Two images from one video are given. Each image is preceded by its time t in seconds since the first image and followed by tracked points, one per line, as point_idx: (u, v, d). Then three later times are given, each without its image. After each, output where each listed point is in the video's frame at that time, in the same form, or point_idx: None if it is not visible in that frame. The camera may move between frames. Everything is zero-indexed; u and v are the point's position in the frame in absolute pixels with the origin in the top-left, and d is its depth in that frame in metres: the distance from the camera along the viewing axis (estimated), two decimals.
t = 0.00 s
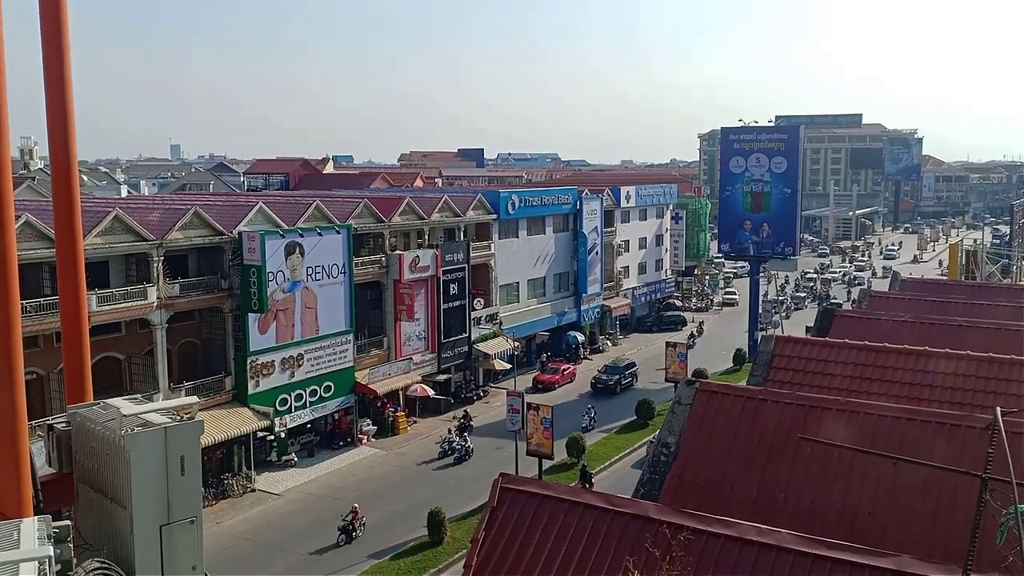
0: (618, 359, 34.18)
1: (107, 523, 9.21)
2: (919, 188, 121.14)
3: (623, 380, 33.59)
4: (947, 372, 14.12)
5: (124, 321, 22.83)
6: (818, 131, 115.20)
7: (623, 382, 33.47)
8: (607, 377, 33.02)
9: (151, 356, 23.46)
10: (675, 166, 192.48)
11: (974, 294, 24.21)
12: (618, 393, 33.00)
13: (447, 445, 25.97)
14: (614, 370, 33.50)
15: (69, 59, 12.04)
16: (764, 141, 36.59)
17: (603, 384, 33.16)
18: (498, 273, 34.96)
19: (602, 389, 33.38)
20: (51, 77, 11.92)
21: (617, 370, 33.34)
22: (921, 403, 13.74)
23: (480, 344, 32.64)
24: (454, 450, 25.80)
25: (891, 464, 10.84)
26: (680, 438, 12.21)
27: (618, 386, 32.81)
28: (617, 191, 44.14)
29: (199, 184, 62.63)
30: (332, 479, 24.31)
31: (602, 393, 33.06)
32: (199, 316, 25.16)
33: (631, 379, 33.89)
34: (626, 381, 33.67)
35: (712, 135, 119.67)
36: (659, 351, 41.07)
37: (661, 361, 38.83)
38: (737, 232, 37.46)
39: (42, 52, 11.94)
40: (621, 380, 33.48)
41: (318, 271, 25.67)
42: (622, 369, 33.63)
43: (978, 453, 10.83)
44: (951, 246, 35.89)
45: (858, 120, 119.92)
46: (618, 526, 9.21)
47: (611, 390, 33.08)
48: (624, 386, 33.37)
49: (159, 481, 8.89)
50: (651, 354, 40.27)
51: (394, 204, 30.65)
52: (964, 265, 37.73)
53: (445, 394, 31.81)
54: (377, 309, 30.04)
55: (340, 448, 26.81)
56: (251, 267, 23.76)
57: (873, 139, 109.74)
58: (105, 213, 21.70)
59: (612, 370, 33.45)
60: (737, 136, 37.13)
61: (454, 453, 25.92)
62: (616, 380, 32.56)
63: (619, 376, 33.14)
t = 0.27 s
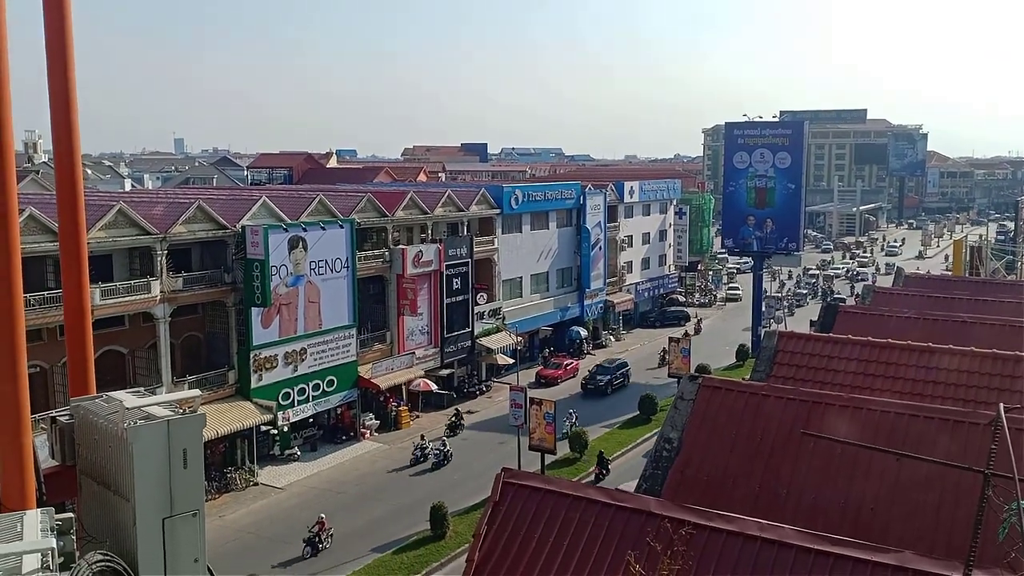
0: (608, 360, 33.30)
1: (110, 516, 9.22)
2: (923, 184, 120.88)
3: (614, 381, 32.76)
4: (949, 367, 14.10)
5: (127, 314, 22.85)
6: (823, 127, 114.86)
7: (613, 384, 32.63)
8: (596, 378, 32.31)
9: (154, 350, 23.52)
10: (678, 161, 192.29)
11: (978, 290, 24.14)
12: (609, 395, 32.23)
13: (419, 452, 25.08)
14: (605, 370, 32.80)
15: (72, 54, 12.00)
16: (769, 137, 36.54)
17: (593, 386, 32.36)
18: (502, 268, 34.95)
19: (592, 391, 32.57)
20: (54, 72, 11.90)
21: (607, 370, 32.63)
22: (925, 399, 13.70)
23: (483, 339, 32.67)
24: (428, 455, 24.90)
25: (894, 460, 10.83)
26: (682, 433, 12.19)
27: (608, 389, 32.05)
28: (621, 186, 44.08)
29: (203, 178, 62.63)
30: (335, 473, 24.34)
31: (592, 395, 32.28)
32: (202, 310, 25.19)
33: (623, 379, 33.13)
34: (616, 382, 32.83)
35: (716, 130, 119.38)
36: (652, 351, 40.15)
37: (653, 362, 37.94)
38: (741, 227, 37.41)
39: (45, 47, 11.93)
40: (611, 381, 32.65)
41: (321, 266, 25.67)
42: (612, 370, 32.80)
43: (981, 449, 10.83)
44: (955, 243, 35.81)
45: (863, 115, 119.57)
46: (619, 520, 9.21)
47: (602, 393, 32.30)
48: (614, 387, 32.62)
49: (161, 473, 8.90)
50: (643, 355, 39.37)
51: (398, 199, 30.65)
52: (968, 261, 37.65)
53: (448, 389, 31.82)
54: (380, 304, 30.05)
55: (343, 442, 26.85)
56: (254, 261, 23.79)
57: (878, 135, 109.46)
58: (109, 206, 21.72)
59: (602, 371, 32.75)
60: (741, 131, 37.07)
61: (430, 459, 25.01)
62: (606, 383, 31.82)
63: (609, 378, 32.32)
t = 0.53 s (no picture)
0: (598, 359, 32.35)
1: (114, 506, 9.25)
2: (929, 178, 120.51)
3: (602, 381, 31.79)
4: (955, 361, 14.07)
5: (132, 306, 22.89)
6: (828, 120, 114.53)
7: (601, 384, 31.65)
8: (585, 377, 31.36)
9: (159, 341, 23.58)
10: (683, 154, 191.89)
11: (983, 283, 24.07)
12: (597, 395, 31.30)
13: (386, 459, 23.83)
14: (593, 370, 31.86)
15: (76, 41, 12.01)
16: (774, 130, 36.43)
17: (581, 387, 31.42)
18: (505, 260, 34.93)
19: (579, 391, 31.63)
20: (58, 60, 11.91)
21: (597, 369, 31.70)
22: (931, 393, 13.68)
23: (486, 332, 32.69)
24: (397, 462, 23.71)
25: (898, 453, 10.81)
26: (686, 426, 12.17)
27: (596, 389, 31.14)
28: (625, 179, 43.99)
29: (206, 170, 62.62)
30: (338, 465, 24.38)
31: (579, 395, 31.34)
32: (206, 301, 25.22)
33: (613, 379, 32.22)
34: (605, 382, 31.87)
35: (721, 123, 119.09)
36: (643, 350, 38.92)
37: (644, 361, 36.83)
38: (745, 220, 37.33)
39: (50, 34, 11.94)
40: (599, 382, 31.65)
41: (325, 258, 25.68)
42: (601, 370, 31.83)
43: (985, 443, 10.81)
44: (961, 236, 35.71)
45: (869, 108, 119.15)
46: (623, 512, 9.22)
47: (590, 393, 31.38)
48: (604, 386, 31.73)
49: (165, 464, 8.92)
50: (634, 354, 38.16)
51: (401, 191, 30.64)
52: (974, 255, 37.53)
53: (451, 381, 31.85)
54: (384, 296, 30.07)
55: (347, 434, 26.90)
56: (258, 253, 23.80)
57: (884, 128, 109.06)
58: (113, 197, 21.74)
59: (592, 370, 31.82)
60: (746, 124, 36.95)
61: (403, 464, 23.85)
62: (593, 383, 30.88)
63: (597, 378, 31.40)
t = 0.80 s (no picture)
0: (589, 359, 31.51)
1: (121, 497, 9.29)
2: (936, 172, 120.09)
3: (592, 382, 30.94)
4: (961, 356, 14.04)
5: (138, 298, 22.96)
6: (835, 115, 114.21)
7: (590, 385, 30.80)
8: (574, 377, 30.56)
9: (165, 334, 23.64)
10: (689, 148, 191.51)
11: (989, 278, 23.99)
12: (585, 396, 30.48)
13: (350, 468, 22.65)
14: (583, 370, 31.03)
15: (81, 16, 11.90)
16: (781, 124, 36.38)
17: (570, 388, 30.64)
18: (511, 254, 34.93)
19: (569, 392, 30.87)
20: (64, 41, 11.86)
21: (587, 370, 30.88)
22: (936, 387, 13.66)
23: (491, 325, 32.71)
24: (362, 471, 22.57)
25: (904, 448, 10.81)
26: (691, 420, 12.17)
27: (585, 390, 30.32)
28: (631, 173, 43.90)
29: (213, 162, 62.68)
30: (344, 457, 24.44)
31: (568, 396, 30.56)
32: (212, 294, 25.27)
33: (603, 380, 31.33)
34: (595, 383, 31.01)
35: (728, 116, 118.78)
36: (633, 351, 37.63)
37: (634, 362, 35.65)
38: (752, 214, 37.26)
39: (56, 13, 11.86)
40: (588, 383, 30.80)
41: (331, 251, 25.71)
42: (590, 371, 30.95)
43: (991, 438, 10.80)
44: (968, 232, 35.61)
45: (876, 102, 118.71)
46: (627, 506, 9.22)
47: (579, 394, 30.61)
48: (593, 388, 30.89)
49: (171, 455, 8.95)
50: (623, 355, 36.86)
51: (407, 184, 30.64)
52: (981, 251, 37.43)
53: (457, 374, 31.89)
54: (389, 289, 30.10)
55: (352, 427, 26.96)
56: (264, 246, 23.85)
57: (891, 122, 108.67)
58: (120, 190, 21.78)
59: (582, 370, 30.99)
60: (753, 117, 36.86)
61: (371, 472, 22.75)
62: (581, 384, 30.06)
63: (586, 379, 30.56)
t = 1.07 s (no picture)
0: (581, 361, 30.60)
1: (133, 489, 9.36)
2: (948, 168, 119.45)
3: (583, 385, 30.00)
4: (971, 354, 13.98)
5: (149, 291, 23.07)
6: (847, 110, 113.71)
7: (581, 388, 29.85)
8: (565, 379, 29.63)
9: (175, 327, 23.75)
10: (699, 143, 191.07)
11: (1002, 275, 23.85)
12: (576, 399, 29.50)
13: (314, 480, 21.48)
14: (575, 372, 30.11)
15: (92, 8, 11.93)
16: (792, 119, 36.22)
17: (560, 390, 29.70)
18: (520, 249, 34.93)
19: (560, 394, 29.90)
20: (75, 33, 11.89)
21: (578, 372, 29.94)
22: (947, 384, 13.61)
23: (500, 320, 32.73)
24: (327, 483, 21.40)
25: (914, 445, 10.78)
26: (700, 416, 12.16)
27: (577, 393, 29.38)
28: (641, 168, 43.80)
29: (223, 156, 62.89)
30: (352, 451, 24.51)
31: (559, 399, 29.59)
32: (222, 287, 25.36)
33: (595, 383, 30.38)
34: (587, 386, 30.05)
35: (738, 112, 118.38)
36: (630, 351, 36.70)
37: (630, 362, 34.73)
38: (762, 210, 37.15)
39: (69, 5, 11.90)
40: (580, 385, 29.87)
41: (341, 245, 25.75)
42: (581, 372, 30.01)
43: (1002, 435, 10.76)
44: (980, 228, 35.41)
45: (888, 98, 118.10)
46: (635, 501, 9.23)
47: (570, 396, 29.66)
48: (585, 390, 29.93)
49: (182, 447, 9.00)
50: (619, 355, 35.96)
51: (417, 178, 30.66)
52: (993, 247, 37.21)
53: (465, 369, 31.94)
54: (399, 283, 30.15)
55: (361, 421, 27.04)
56: (274, 239, 23.91)
57: (903, 118, 108.10)
58: (130, 183, 21.87)
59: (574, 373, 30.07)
60: (763, 113, 36.71)
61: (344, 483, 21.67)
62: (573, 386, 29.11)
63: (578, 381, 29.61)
